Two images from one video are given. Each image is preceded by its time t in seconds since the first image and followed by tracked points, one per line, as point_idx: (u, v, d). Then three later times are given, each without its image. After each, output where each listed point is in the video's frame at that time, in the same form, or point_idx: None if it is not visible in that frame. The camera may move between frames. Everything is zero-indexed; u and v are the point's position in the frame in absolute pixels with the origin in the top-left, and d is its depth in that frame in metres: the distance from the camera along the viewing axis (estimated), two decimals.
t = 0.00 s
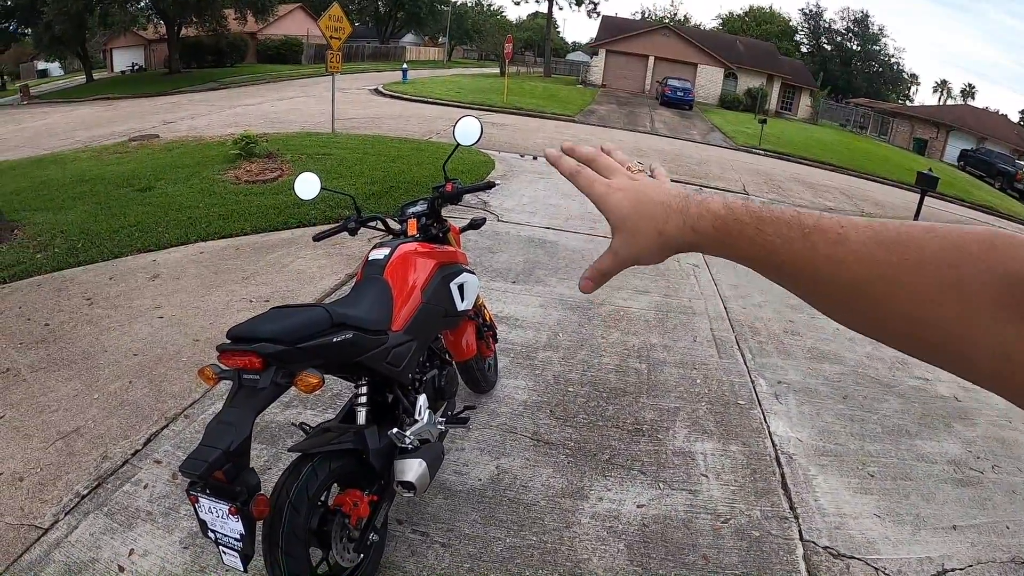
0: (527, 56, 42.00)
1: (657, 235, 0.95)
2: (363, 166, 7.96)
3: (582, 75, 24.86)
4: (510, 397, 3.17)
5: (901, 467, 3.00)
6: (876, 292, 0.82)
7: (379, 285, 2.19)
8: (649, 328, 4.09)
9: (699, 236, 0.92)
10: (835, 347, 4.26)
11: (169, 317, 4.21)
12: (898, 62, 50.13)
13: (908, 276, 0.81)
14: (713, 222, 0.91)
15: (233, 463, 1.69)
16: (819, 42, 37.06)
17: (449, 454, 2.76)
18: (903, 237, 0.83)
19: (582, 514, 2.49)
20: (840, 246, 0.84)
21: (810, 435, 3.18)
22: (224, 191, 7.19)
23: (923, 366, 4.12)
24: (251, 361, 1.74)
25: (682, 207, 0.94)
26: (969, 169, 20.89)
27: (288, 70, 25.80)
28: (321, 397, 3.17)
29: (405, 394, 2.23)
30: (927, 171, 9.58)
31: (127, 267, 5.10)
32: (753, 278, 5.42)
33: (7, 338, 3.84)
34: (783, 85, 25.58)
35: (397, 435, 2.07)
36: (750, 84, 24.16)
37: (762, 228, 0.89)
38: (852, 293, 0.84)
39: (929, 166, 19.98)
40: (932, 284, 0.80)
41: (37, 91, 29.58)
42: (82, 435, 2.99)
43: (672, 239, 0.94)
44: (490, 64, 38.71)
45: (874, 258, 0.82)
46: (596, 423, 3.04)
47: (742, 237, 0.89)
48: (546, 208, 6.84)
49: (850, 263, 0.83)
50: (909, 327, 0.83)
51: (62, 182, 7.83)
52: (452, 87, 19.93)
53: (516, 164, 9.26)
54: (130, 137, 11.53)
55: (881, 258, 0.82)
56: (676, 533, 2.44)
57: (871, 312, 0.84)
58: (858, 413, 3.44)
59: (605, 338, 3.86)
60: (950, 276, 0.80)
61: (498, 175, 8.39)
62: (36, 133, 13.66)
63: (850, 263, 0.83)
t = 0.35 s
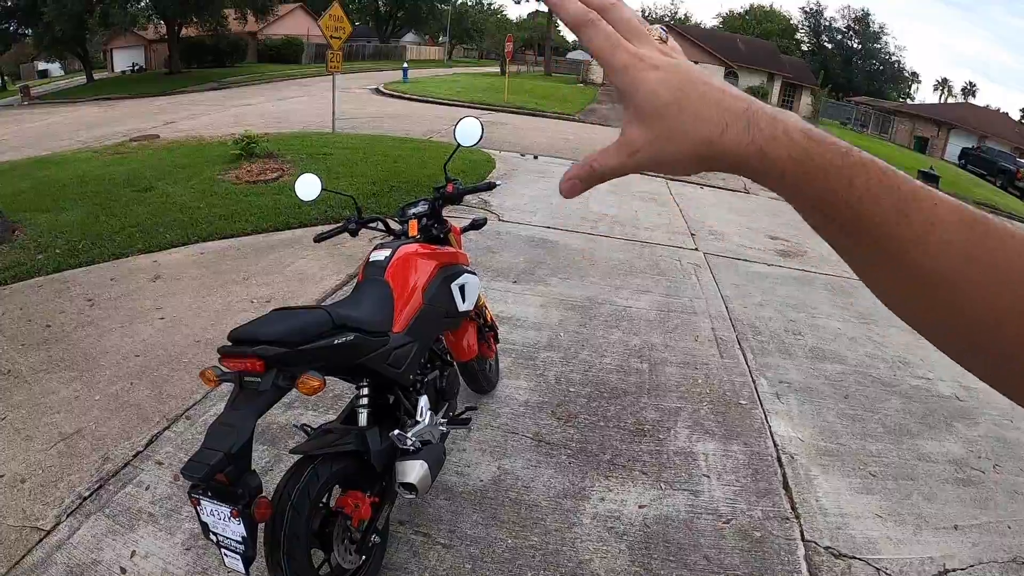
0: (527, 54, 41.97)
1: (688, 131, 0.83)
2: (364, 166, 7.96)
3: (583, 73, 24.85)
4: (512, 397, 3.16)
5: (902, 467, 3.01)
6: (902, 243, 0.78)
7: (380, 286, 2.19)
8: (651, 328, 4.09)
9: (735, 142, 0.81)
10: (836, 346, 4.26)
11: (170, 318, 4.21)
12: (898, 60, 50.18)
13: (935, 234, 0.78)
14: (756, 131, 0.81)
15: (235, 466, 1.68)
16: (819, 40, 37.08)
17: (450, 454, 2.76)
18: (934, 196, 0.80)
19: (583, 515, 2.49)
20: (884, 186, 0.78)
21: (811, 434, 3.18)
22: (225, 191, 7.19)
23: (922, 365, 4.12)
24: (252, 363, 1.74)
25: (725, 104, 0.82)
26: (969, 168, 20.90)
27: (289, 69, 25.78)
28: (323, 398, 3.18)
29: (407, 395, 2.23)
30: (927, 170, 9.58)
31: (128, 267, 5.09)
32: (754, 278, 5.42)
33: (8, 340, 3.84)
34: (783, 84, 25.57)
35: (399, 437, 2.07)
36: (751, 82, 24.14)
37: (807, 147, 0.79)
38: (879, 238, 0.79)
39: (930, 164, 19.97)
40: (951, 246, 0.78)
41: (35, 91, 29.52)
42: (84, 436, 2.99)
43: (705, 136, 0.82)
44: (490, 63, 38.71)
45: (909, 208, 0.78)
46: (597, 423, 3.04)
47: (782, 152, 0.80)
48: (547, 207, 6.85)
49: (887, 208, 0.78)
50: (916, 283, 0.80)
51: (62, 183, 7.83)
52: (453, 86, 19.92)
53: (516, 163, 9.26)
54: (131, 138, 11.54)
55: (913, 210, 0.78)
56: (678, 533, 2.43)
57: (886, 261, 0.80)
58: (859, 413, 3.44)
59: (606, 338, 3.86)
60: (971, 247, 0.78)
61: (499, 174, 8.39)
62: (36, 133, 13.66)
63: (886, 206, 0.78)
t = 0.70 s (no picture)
0: (527, 57, 42.07)
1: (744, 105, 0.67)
2: (365, 171, 7.97)
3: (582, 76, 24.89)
4: (514, 403, 3.15)
5: (905, 469, 3.00)
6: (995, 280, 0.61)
7: (382, 294, 2.19)
8: (653, 332, 4.09)
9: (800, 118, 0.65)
10: (838, 349, 4.25)
11: (172, 325, 4.21)
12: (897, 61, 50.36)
13: None
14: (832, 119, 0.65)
15: (239, 475, 1.68)
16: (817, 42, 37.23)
17: (453, 461, 2.74)
18: None
19: (587, 520, 2.47)
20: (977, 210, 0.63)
21: (814, 437, 3.18)
22: (225, 197, 7.21)
23: (924, 367, 4.12)
24: (255, 372, 1.74)
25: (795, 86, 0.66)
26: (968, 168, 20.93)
27: (289, 74, 25.83)
28: (325, 405, 3.18)
29: (410, 403, 2.22)
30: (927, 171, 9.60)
31: (130, 274, 5.10)
32: (755, 281, 5.42)
33: (10, 347, 3.85)
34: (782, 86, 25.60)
35: (402, 444, 2.06)
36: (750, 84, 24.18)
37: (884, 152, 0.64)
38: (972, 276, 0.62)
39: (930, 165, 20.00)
40: None
41: (36, 97, 29.57)
42: (87, 444, 2.99)
43: (764, 111, 0.65)
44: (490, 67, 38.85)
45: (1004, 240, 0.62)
46: (600, 428, 3.02)
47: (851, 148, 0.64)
48: (548, 212, 6.86)
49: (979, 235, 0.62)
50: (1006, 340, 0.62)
51: (64, 190, 7.84)
52: (453, 90, 19.96)
53: (517, 167, 9.28)
54: (132, 144, 11.57)
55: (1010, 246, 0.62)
56: (681, 538, 2.42)
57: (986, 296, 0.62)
58: (861, 415, 3.44)
59: (608, 342, 3.86)
60: None
61: (499, 179, 8.40)
62: (37, 140, 13.69)
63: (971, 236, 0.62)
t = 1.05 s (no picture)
0: (533, 58, 42.12)
1: None
2: (371, 171, 7.99)
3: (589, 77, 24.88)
4: (522, 402, 3.10)
5: (914, 471, 2.98)
6: None
7: (392, 292, 2.19)
8: (660, 332, 4.08)
9: None
10: (846, 350, 4.23)
11: (180, 323, 4.23)
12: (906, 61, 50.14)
13: None
14: None
15: (249, 472, 1.69)
16: (825, 42, 37.09)
17: (461, 459, 2.67)
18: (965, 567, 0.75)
19: (596, 519, 2.41)
20: None
21: (823, 438, 3.16)
22: (233, 196, 7.24)
23: (932, 368, 4.10)
24: (265, 370, 1.74)
25: None
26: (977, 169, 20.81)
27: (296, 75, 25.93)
28: (334, 404, 3.18)
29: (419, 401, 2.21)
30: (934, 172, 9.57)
31: (139, 273, 5.13)
32: (763, 282, 5.40)
33: (19, 345, 3.88)
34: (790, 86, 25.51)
35: (412, 442, 2.04)
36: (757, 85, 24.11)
37: None
38: None
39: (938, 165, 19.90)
40: None
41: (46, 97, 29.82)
42: (95, 441, 3.01)
43: None
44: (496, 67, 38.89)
45: None
46: (609, 427, 2.98)
47: None
48: (554, 212, 6.86)
49: None
50: None
51: (73, 189, 7.90)
52: (459, 90, 19.99)
53: (523, 168, 9.29)
54: (141, 144, 11.64)
55: None
56: (689, 537, 2.39)
57: None
58: (870, 416, 3.43)
59: (616, 342, 3.85)
60: None
61: (506, 179, 8.41)
62: (46, 140, 13.80)
63: None
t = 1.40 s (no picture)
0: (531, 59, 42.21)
1: (715, 303, 0.94)
2: (369, 173, 7.99)
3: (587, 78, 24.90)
4: (519, 403, 3.10)
5: (912, 471, 2.99)
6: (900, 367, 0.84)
7: (388, 294, 2.19)
8: (658, 333, 4.08)
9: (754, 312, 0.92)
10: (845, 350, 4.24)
11: (178, 325, 4.23)
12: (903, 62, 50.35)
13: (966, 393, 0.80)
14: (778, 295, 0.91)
15: (245, 474, 1.68)
16: (822, 43, 37.21)
17: (458, 460, 2.66)
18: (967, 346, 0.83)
19: (594, 521, 2.40)
20: (908, 351, 0.84)
21: (821, 439, 3.17)
22: (231, 197, 7.24)
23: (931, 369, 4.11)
24: (261, 372, 1.74)
25: (746, 276, 0.94)
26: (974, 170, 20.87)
27: (293, 76, 25.94)
28: (331, 405, 3.18)
29: (416, 402, 2.20)
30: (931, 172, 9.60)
31: (136, 274, 5.12)
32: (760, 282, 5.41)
33: (16, 347, 3.87)
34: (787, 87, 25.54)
35: (409, 444, 2.04)
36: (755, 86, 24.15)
37: (827, 316, 0.88)
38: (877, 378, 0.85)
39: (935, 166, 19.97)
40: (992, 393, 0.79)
41: (43, 98, 29.79)
42: (92, 444, 3.01)
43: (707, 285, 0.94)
44: (495, 69, 38.96)
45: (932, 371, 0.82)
46: (607, 428, 2.98)
47: (804, 320, 0.88)
48: (552, 213, 6.86)
49: (914, 377, 0.83)
50: (956, 449, 0.81)
51: (70, 190, 7.89)
52: (457, 92, 20.01)
53: (521, 169, 9.29)
54: (138, 145, 11.63)
55: (953, 373, 0.81)
56: (686, 538, 2.38)
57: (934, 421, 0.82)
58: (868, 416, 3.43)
59: (614, 343, 3.84)
60: (1013, 397, 0.78)
61: (504, 180, 8.41)
62: (43, 141, 13.79)
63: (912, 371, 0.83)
